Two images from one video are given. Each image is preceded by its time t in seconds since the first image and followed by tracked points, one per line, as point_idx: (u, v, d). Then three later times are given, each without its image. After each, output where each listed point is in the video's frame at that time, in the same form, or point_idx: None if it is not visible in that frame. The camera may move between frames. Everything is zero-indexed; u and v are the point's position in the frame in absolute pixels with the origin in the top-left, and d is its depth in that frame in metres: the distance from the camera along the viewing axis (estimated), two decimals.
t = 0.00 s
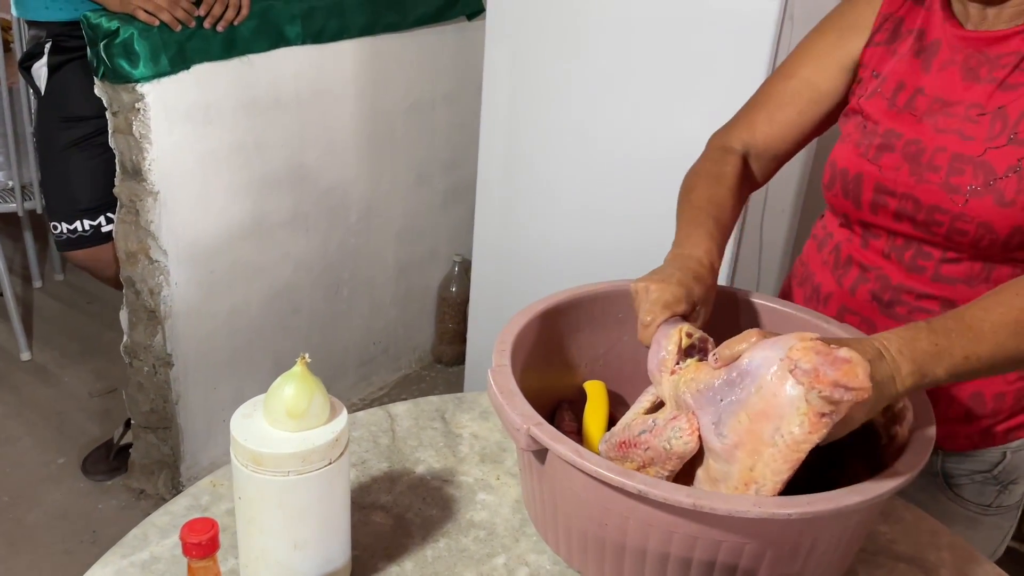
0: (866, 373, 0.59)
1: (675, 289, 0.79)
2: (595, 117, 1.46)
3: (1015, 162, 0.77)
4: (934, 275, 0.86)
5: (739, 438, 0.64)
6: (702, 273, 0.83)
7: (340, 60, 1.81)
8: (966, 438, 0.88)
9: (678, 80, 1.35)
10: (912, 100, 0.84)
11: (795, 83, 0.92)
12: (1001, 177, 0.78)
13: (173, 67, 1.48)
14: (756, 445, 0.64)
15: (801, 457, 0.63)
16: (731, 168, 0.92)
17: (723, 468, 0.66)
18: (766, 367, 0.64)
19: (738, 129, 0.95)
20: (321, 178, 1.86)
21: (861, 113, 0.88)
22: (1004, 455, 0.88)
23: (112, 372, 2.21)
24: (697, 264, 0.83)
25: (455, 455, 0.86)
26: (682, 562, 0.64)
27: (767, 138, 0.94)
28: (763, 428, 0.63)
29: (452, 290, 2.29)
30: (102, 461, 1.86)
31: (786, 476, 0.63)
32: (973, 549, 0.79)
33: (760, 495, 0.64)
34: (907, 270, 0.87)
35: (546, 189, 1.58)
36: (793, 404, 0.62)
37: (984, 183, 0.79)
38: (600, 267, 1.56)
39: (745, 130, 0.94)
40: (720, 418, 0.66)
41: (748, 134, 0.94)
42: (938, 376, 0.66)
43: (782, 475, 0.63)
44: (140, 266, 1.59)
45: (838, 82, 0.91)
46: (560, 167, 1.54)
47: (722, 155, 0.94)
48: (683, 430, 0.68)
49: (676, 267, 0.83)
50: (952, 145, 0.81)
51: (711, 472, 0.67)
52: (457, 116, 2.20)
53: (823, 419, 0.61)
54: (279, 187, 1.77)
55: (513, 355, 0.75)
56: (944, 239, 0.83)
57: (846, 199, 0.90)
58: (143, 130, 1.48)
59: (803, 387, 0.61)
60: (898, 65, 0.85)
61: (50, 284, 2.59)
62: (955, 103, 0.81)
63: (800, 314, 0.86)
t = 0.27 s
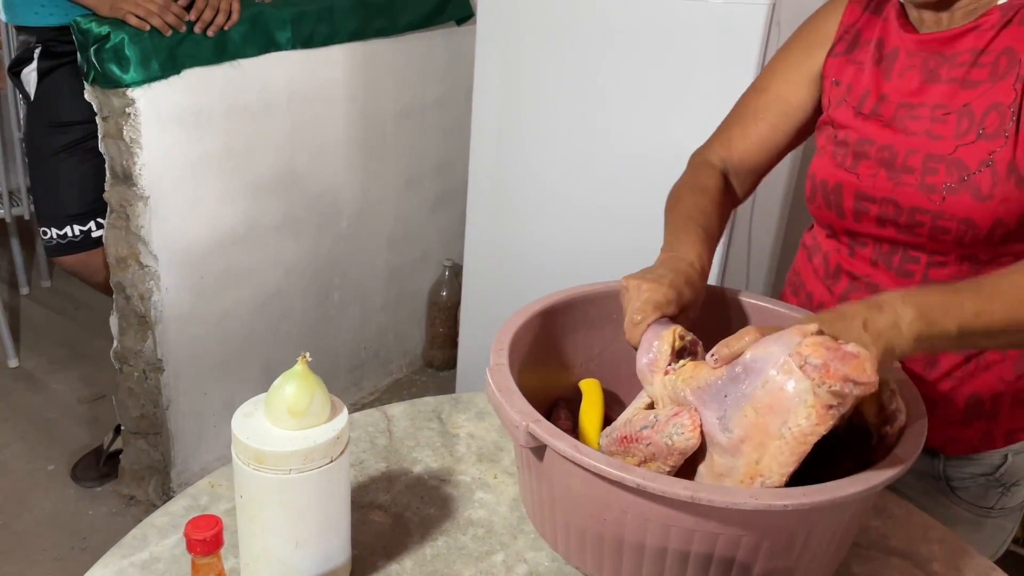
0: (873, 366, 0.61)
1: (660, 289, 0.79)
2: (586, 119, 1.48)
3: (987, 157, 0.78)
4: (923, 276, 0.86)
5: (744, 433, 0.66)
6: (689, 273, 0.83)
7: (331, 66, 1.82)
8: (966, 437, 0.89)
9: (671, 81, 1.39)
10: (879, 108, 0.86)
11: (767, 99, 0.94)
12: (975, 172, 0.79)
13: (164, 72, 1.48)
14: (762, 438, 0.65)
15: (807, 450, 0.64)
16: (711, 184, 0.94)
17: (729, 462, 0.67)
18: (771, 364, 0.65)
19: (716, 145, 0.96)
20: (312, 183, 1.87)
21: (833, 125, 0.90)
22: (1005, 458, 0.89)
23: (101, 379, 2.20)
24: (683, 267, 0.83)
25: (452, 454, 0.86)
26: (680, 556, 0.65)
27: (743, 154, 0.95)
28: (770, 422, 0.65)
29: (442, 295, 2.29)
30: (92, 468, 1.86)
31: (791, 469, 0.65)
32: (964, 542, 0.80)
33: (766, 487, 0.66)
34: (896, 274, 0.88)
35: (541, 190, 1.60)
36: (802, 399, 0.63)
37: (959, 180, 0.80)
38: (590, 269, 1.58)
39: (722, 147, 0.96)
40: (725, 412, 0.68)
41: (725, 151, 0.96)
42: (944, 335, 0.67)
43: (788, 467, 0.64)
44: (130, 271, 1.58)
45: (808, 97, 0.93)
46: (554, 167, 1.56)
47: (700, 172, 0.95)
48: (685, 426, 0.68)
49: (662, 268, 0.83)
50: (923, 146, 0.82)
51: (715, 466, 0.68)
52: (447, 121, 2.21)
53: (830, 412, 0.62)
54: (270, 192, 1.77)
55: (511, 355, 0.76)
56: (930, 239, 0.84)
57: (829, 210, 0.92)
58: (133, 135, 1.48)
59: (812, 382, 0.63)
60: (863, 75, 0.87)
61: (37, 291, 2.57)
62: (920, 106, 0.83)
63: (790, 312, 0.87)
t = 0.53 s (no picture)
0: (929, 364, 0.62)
1: (677, 263, 0.81)
2: (584, 120, 1.50)
3: (972, 164, 0.80)
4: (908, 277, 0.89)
5: (786, 418, 0.67)
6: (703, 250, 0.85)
7: (326, 71, 1.84)
8: (953, 435, 0.91)
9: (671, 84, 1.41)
10: (874, 112, 0.87)
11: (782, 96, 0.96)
12: (959, 179, 0.81)
13: (162, 78, 1.49)
14: (804, 424, 0.67)
15: (844, 438, 0.66)
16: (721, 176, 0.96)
17: (764, 444, 0.69)
18: (818, 353, 0.66)
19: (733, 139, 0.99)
20: (307, 188, 1.88)
21: (833, 127, 0.92)
22: (991, 453, 0.91)
23: (95, 383, 2.21)
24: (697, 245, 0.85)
25: (452, 452, 0.88)
26: (678, 547, 0.67)
27: (757, 149, 0.98)
28: (814, 409, 0.66)
29: (435, 299, 2.31)
30: (88, 472, 1.86)
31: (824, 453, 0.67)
32: (951, 534, 0.82)
33: (798, 470, 0.68)
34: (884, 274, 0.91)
35: (533, 190, 1.61)
36: (851, 389, 0.64)
37: (943, 186, 0.82)
38: (583, 272, 1.60)
39: (737, 141, 0.99)
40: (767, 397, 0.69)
41: (740, 145, 0.99)
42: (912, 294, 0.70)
43: (824, 452, 0.67)
44: (128, 275, 1.60)
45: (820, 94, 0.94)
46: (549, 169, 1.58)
47: (714, 164, 0.98)
48: (716, 414, 0.70)
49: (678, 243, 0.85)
50: (913, 152, 0.84)
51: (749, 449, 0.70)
52: (440, 126, 2.22)
53: (875, 405, 0.64)
54: (265, 197, 1.78)
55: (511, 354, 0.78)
56: (914, 244, 0.87)
57: (824, 210, 0.94)
58: (131, 140, 1.50)
59: (865, 373, 0.64)
60: (861, 80, 0.88)
61: (29, 296, 2.57)
62: (912, 113, 0.85)
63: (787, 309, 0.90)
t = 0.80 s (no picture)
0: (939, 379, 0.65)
1: (662, 250, 0.83)
2: (579, 121, 1.53)
3: (968, 199, 0.80)
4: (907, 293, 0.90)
5: (793, 413, 0.70)
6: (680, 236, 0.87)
7: (320, 72, 1.85)
8: (945, 429, 0.94)
9: (665, 87, 1.44)
10: (880, 130, 0.87)
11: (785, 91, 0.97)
12: (955, 211, 0.82)
13: (159, 77, 1.50)
14: (810, 419, 0.69)
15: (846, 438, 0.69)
16: (714, 165, 0.97)
17: (768, 436, 0.72)
18: (833, 354, 0.68)
19: (730, 126, 1.00)
20: (301, 188, 1.89)
21: (843, 136, 0.92)
22: (985, 447, 0.94)
23: (89, 383, 2.21)
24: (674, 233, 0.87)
25: (449, 443, 0.90)
26: (670, 531, 0.69)
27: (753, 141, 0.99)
28: (822, 407, 0.69)
29: (428, 298, 2.33)
30: (82, 470, 1.87)
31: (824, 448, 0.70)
32: (937, 522, 0.84)
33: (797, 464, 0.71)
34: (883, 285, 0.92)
35: (525, 184, 1.63)
36: (861, 391, 0.67)
37: (939, 217, 0.83)
38: (573, 267, 1.63)
39: (736, 131, 0.99)
40: (777, 390, 0.71)
41: (737, 134, 0.99)
42: (922, 304, 0.68)
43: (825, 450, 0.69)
44: (123, 273, 1.60)
45: (826, 96, 0.95)
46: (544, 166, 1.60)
47: (708, 150, 0.99)
48: (723, 407, 0.73)
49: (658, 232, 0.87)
50: (914, 176, 0.84)
51: (752, 440, 0.73)
52: (434, 128, 2.24)
53: (882, 410, 0.66)
54: (260, 196, 1.79)
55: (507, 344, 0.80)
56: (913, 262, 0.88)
57: (831, 216, 0.95)
58: (127, 138, 1.51)
59: (875, 377, 0.66)
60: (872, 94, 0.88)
61: (22, 296, 2.58)
62: (917, 136, 0.84)
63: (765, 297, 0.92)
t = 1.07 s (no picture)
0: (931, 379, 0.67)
1: (643, 247, 0.84)
2: (569, 121, 1.58)
3: (961, 223, 0.82)
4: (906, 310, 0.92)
5: (790, 400, 0.72)
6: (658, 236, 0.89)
7: (314, 71, 1.86)
8: (949, 430, 0.96)
9: (656, 88, 1.49)
10: (873, 153, 0.88)
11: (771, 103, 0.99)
12: (949, 235, 0.83)
13: (152, 74, 1.51)
14: (805, 408, 0.71)
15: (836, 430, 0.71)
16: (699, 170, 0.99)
17: (762, 421, 0.73)
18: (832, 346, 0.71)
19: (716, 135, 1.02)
20: (294, 186, 1.90)
21: (836, 155, 0.93)
22: (988, 446, 0.96)
23: (80, 380, 2.21)
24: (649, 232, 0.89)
25: (440, 433, 0.91)
26: (658, 516, 0.70)
27: (738, 149, 1.00)
28: (818, 395, 0.71)
29: (421, 298, 2.33)
30: (72, 467, 1.87)
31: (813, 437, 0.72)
32: (921, 512, 0.85)
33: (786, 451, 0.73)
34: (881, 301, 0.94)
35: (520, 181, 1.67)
36: (859, 383, 0.69)
37: (935, 240, 0.84)
38: (562, 259, 1.67)
39: (723, 141, 1.01)
40: (775, 377, 0.73)
41: (723, 142, 1.01)
42: (905, 302, 0.68)
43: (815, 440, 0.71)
44: (115, 269, 1.61)
45: (810, 109, 0.97)
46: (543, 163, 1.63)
47: (694, 156, 1.00)
48: (717, 392, 0.75)
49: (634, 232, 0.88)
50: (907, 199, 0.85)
51: (746, 424, 0.74)
52: (426, 128, 2.25)
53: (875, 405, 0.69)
54: (253, 194, 1.80)
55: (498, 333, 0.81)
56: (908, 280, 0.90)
57: (829, 233, 0.97)
58: (120, 134, 1.51)
59: (873, 371, 0.69)
60: (864, 118, 0.89)
61: (13, 294, 2.57)
62: (908, 159, 0.85)
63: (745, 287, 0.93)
